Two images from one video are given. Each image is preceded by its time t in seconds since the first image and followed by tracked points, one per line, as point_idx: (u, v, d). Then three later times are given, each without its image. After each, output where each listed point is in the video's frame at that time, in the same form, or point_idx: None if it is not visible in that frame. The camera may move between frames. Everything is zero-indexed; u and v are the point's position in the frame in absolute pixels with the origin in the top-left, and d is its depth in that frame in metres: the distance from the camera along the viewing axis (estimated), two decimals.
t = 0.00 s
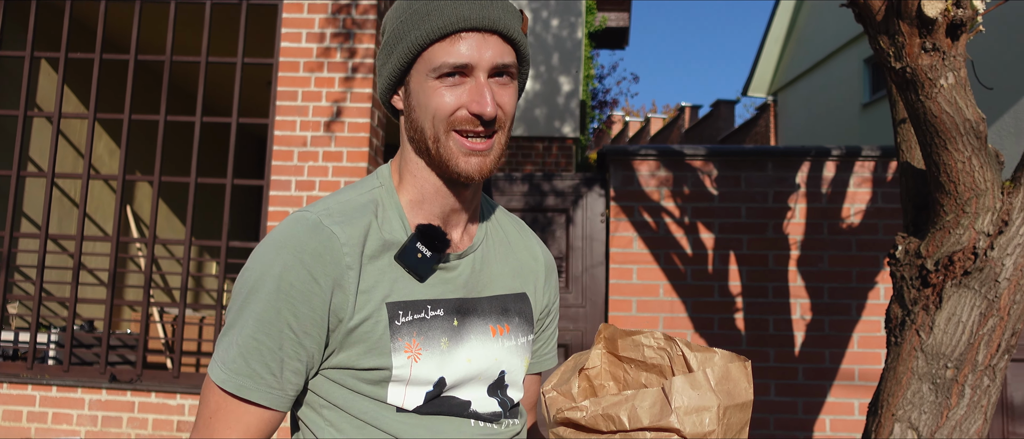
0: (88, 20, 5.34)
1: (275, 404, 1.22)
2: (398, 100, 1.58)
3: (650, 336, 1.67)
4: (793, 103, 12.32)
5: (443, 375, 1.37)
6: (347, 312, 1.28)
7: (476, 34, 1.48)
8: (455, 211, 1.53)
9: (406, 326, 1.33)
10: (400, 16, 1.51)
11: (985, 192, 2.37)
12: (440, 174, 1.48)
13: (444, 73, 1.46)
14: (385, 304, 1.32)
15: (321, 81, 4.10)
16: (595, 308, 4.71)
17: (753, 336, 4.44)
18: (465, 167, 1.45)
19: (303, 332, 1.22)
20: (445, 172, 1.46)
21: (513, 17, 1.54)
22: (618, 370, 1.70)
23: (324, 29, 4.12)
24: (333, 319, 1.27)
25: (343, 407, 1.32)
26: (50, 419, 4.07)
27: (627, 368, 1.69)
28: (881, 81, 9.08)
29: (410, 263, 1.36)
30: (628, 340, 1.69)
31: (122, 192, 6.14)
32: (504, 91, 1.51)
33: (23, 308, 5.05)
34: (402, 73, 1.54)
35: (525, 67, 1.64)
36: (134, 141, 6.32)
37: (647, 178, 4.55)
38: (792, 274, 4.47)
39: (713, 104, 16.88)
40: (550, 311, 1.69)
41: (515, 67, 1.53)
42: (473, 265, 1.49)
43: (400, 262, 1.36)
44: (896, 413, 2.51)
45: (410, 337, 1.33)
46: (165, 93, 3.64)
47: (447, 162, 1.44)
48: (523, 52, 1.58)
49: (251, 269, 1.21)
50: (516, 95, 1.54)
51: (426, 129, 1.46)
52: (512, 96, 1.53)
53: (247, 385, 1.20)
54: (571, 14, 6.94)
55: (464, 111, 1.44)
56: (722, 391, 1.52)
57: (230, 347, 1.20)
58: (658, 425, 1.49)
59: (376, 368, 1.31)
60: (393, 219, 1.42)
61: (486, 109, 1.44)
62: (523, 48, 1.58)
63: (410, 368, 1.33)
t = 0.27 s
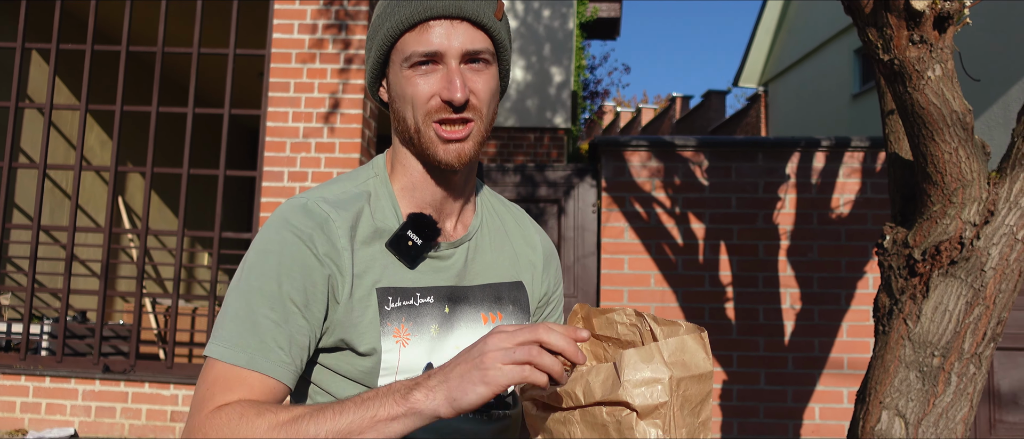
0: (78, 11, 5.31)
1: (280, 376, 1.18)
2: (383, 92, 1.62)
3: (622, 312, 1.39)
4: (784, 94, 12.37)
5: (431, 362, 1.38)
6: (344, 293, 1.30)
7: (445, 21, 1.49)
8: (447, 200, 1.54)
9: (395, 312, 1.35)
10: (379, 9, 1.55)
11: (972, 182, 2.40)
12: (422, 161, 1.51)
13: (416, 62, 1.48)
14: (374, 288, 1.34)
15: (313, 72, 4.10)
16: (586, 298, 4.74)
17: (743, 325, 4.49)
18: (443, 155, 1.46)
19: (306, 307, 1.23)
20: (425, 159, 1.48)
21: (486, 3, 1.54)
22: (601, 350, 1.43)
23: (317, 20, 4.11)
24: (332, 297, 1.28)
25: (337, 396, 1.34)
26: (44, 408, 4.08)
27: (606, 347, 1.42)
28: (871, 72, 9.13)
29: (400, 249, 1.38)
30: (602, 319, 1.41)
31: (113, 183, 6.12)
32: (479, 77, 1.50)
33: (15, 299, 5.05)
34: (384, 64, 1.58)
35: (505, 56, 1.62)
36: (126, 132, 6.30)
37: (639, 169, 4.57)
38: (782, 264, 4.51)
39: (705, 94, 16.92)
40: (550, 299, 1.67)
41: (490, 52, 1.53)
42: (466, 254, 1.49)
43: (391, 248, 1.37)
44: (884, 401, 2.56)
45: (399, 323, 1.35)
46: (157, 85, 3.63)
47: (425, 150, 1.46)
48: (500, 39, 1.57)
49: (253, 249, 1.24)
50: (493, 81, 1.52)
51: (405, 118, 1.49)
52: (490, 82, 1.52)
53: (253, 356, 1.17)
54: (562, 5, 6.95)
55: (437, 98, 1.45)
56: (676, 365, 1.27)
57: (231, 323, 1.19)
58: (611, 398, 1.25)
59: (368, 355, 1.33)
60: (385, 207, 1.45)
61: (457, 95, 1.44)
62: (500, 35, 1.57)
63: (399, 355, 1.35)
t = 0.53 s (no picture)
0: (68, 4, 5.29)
1: (254, 372, 1.19)
2: (364, 93, 1.62)
3: (597, 288, 1.33)
4: (774, 86, 12.42)
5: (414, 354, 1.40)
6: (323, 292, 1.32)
7: (422, 20, 1.49)
8: (426, 194, 1.55)
9: (378, 308, 1.37)
10: (356, 10, 1.55)
11: (955, 174, 2.44)
12: (407, 157, 1.51)
13: (395, 61, 1.49)
14: (357, 285, 1.36)
15: (303, 64, 4.13)
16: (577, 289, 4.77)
17: (732, 316, 4.53)
18: (426, 150, 1.46)
19: (281, 304, 1.24)
20: (410, 155, 1.48)
21: None
22: (578, 327, 1.36)
23: (308, 13, 4.15)
24: (310, 295, 1.30)
25: (325, 388, 1.37)
26: (36, 401, 4.21)
27: (584, 325, 1.35)
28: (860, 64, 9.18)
29: (381, 247, 1.40)
30: (578, 297, 1.34)
31: (104, 176, 6.11)
32: (457, 73, 1.49)
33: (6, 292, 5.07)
34: (364, 65, 1.58)
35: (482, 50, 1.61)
36: (117, 125, 6.30)
37: (629, 161, 4.60)
38: (770, 255, 4.55)
39: (696, 86, 16.96)
40: (533, 288, 1.65)
41: (468, 47, 1.52)
42: (447, 249, 1.50)
43: (372, 246, 1.39)
44: (868, 391, 2.61)
45: (382, 318, 1.37)
46: (147, 77, 3.63)
47: (408, 146, 1.46)
48: (476, 35, 1.56)
49: (231, 246, 1.26)
50: (472, 76, 1.52)
51: (388, 116, 1.49)
52: (468, 77, 1.51)
53: (228, 351, 1.18)
54: None
55: (418, 96, 1.45)
56: (652, 335, 1.19)
57: (210, 317, 1.21)
58: (593, 369, 1.16)
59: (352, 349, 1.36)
60: (366, 205, 1.46)
61: (437, 92, 1.43)
62: (476, 30, 1.56)
63: (383, 349, 1.37)
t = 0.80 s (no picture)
0: None
1: (234, 362, 1.12)
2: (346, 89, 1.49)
3: (575, 281, 1.36)
4: (769, 79, 12.50)
5: (397, 345, 1.32)
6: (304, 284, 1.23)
7: (406, 20, 1.38)
8: (408, 191, 1.43)
9: (361, 299, 1.28)
10: (340, 7, 1.43)
11: (939, 167, 2.48)
12: (388, 155, 1.39)
13: (378, 58, 1.38)
14: (339, 277, 1.27)
15: (298, 59, 4.16)
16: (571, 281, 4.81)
17: (723, 308, 4.58)
18: (405, 150, 1.35)
19: (261, 296, 1.16)
20: (390, 154, 1.37)
21: None
22: (555, 320, 1.40)
23: (302, 7, 4.17)
24: (291, 288, 1.21)
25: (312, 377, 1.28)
26: (34, 394, 4.29)
27: (561, 317, 1.39)
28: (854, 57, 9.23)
29: (364, 238, 1.30)
30: (556, 290, 1.38)
31: (101, 170, 6.14)
32: (439, 73, 1.40)
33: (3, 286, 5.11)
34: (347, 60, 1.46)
35: (467, 56, 1.52)
36: (113, 119, 6.33)
37: (622, 154, 4.64)
38: (762, 247, 4.60)
39: (692, 79, 17.03)
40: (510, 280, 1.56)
41: (452, 49, 1.42)
42: (430, 239, 1.41)
43: (354, 238, 1.29)
44: (854, 381, 2.66)
45: (364, 309, 1.28)
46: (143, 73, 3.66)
47: (388, 145, 1.35)
48: (461, 38, 1.47)
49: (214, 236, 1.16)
50: (454, 77, 1.42)
51: (370, 114, 1.38)
52: (450, 78, 1.41)
53: (209, 340, 1.10)
54: None
55: (401, 95, 1.35)
56: (631, 328, 1.21)
57: (191, 306, 1.12)
58: (572, 359, 1.17)
59: (334, 341, 1.27)
60: (348, 196, 1.35)
61: (417, 92, 1.34)
62: (461, 33, 1.46)
63: (364, 341, 1.28)
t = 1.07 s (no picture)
0: None
1: (250, 369, 1.23)
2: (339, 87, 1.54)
3: (561, 280, 1.40)
4: (781, 71, 12.42)
5: (389, 339, 1.37)
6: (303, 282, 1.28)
7: (399, 19, 1.43)
8: (400, 187, 1.47)
9: (354, 294, 1.33)
10: (334, 7, 1.48)
11: (936, 160, 2.50)
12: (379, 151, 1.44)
13: (371, 57, 1.42)
14: (334, 274, 1.32)
15: (307, 55, 4.22)
16: (577, 274, 4.85)
17: (729, 300, 4.61)
18: (396, 146, 1.40)
19: (263, 304, 1.23)
20: (382, 150, 1.42)
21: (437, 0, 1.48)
22: (542, 317, 1.43)
23: (311, 3, 4.23)
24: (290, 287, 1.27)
25: (304, 370, 1.33)
26: (51, 385, 4.40)
27: (548, 314, 1.42)
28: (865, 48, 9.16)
29: (356, 237, 1.35)
30: (542, 287, 1.42)
31: (115, 166, 6.24)
32: (430, 72, 1.44)
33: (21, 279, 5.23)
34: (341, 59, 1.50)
35: (456, 54, 1.56)
36: (127, 115, 6.42)
37: (628, 147, 4.66)
38: (767, 240, 4.61)
39: (703, 71, 16.96)
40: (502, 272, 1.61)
41: (442, 48, 1.47)
42: (422, 235, 1.45)
43: (347, 237, 1.34)
44: (854, 371, 2.69)
45: (357, 304, 1.34)
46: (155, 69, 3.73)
47: (379, 141, 1.40)
48: (451, 37, 1.51)
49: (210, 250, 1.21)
50: (445, 75, 1.46)
51: (362, 111, 1.43)
52: (441, 77, 1.46)
53: (222, 355, 1.21)
54: None
55: (392, 92, 1.39)
56: (611, 330, 1.25)
57: (201, 320, 1.21)
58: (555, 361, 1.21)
59: (327, 334, 1.32)
60: (341, 195, 1.39)
61: (410, 90, 1.39)
62: (451, 32, 1.51)
63: (357, 334, 1.34)
